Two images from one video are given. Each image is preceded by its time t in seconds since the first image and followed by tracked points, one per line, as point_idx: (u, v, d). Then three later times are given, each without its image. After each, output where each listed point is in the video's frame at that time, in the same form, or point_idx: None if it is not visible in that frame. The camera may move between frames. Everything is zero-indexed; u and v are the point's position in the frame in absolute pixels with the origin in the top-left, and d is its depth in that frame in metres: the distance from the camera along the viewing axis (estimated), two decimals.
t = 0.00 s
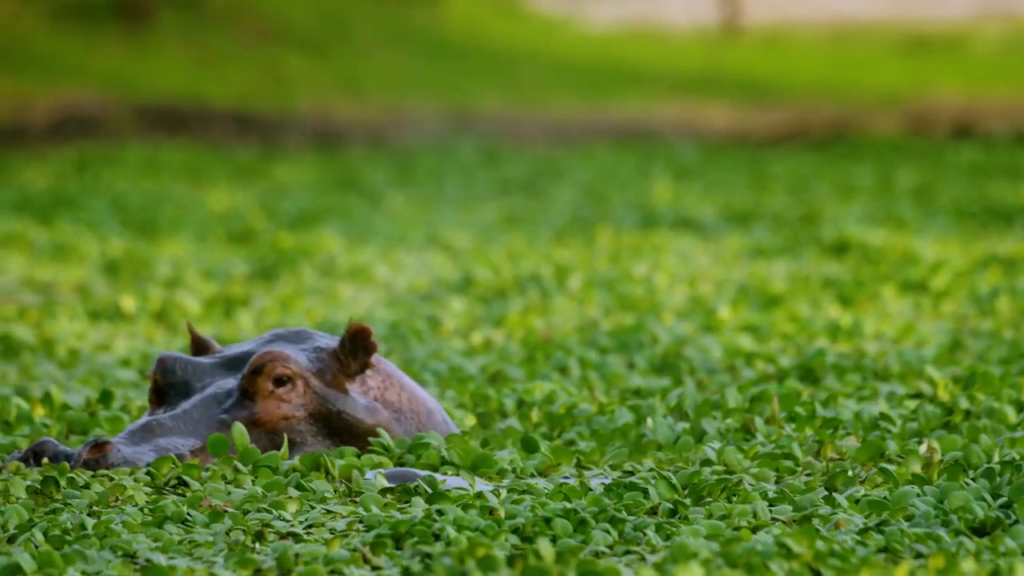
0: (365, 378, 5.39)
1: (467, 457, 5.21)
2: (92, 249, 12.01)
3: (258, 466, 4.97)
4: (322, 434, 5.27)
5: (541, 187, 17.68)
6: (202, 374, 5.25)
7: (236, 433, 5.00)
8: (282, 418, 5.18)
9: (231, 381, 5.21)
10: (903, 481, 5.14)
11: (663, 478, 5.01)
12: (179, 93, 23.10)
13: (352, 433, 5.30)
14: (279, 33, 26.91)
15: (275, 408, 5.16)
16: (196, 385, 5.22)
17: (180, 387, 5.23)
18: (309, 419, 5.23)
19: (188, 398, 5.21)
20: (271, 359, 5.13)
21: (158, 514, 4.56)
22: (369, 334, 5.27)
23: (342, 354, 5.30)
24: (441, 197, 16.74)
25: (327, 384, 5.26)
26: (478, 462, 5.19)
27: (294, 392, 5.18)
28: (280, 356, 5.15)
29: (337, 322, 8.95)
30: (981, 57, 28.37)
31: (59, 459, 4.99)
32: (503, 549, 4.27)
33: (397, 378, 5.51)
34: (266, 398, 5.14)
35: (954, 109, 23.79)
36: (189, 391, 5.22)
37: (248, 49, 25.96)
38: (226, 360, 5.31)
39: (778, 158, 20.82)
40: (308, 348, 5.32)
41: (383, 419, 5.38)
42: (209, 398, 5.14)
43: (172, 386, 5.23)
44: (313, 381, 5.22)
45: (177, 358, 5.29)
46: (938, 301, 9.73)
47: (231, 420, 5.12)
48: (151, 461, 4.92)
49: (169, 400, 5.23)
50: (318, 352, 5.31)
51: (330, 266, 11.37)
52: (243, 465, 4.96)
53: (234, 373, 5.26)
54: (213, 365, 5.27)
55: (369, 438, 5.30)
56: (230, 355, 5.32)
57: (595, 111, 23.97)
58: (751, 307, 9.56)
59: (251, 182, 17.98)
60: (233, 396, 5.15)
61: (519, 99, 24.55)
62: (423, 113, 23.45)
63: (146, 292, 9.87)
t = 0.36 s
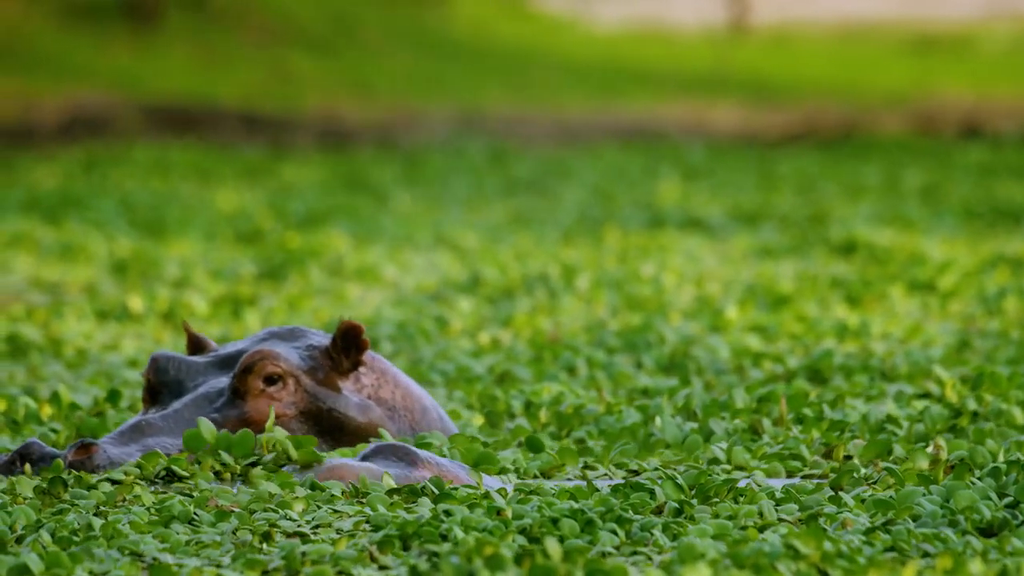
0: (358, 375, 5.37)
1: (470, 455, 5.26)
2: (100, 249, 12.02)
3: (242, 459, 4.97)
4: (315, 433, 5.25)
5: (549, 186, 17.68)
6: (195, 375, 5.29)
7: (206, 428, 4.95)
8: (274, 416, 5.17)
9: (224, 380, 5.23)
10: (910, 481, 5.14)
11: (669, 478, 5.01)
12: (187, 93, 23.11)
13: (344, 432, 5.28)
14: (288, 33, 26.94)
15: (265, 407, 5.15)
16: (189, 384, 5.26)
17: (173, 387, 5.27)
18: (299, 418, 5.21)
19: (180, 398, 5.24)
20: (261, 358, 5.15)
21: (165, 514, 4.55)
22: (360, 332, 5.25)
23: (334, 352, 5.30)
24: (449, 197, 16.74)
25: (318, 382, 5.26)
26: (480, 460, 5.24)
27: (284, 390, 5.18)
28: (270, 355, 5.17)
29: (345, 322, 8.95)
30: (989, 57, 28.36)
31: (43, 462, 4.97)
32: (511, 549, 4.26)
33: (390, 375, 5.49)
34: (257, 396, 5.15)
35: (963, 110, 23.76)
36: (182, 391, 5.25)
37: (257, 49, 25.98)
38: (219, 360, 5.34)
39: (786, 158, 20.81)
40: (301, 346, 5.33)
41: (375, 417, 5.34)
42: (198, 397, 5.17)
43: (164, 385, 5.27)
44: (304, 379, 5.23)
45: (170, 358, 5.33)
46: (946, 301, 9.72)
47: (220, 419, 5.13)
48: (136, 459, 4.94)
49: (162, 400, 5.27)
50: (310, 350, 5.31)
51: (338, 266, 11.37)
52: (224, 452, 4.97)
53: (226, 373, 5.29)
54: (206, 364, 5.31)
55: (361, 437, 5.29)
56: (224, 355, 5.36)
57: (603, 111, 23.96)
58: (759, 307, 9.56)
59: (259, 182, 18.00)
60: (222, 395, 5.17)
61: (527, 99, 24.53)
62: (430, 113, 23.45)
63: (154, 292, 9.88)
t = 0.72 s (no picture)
0: (359, 375, 5.37)
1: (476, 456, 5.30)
2: (110, 249, 12.05)
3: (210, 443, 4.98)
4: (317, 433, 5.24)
5: (559, 187, 17.70)
6: (197, 373, 5.36)
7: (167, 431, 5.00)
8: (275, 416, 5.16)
9: (224, 379, 5.28)
10: (918, 481, 5.14)
11: (678, 479, 5.00)
12: (198, 93, 23.17)
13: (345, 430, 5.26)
14: (299, 33, 26.99)
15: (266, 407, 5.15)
16: (190, 382, 5.34)
17: (174, 385, 5.35)
18: (301, 417, 5.21)
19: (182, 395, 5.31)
20: (262, 357, 5.17)
21: (174, 514, 4.56)
22: (362, 330, 5.27)
23: (337, 351, 5.32)
24: (459, 197, 16.77)
25: (319, 381, 5.27)
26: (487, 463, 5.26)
27: (286, 389, 5.18)
28: (272, 354, 5.19)
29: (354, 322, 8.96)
30: (1000, 57, 28.38)
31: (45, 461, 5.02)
32: (521, 548, 4.26)
33: (394, 375, 5.48)
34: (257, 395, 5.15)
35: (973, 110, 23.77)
36: (184, 389, 5.32)
37: (267, 49, 26.06)
38: (220, 358, 5.40)
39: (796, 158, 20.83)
40: (303, 345, 5.36)
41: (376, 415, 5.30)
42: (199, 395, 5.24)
43: (166, 383, 5.35)
44: (306, 379, 5.24)
45: (173, 356, 5.41)
46: (956, 301, 9.72)
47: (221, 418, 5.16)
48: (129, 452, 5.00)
49: (165, 397, 5.35)
50: (312, 350, 5.34)
51: (348, 266, 11.39)
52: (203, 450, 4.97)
53: (227, 371, 5.34)
54: (207, 362, 5.38)
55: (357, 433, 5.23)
56: (225, 354, 5.42)
57: (614, 111, 24.00)
58: (768, 307, 9.56)
59: (269, 182, 18.04)
60: (223, 393, 5.22)
61: (537, 99, 24.58)
62: (440, 113, 23.49)
63: (164, 292, 9.91)
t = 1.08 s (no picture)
0: (377, 374, 5.43)
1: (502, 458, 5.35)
2: (134, 249, 12.08)
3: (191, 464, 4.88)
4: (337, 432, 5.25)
5: (582, 187, 17.66)
6: (214, 374, 5.39)
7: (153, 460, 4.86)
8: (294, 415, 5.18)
9: (242, 379, 5.31)
10: (940, 481, 5.13)
11: (702, 478, 5.00)
12: (221, 93, 23.20)
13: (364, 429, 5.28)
14: (322, 33, 26.99)
15: (287, 406, 5.16)
16: (209, 383, 5.37)
17: (193, 386, 5.38)
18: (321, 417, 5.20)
19: (200, 396, 5.34)
20: (281, 358, 5.21)
21: (197, 512, 4.55)
22: (382, 330, 5.34)
23: (355, 351, 5.38)
24: (483, 197, 16.75)
25: (338, 381, 5.31)
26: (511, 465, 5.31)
27: (305, 390, 5.19)
28: (291, 355, 5.23)
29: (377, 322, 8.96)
30: None
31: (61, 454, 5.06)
32: (543, 548, 4.26)
33: (411, 373, 5.52)
34: (277, 397, 5.17)
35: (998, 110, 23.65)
36: (202, 390, 5.36)
37: (291, 49, 26.06)
38: (237, 359, 5.43)
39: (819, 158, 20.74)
40: (320, 344, 5.39)
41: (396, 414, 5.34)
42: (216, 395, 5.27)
43: (184, 385, 5.39)
44: (324, 378, 5.26)
45: (190, 358, 5.45)
46: (980, 301, 9.67)
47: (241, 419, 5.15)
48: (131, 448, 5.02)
49: (183, 400, 5.39)
50: (330, 349, 5.38)
51: (372, 266, 11.39)
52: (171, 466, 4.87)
53: (244, 372, 5.37)
54: (224, 364, 5.42)
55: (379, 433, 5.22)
56: (242, 354, 5.46)
57: (636, 111, 23.94)
58: (792, 307, 9.52)
59: (292, 182, 18.04)
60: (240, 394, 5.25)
61: (561, 99, 24.52)
62: (463, 113, 23.47)
63: (187, 292, 9.92)
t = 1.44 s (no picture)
0: (404, 365, 5.48)
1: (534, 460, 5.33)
2: (162, 249, 12.11)
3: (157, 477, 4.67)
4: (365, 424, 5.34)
5: (609, 187, 17.62)
6: (240, 370, 5.39)
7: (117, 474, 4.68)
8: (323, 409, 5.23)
9: (268, 374, 5.32)
10: (967, 483, 5.11)
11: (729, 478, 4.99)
12: (249, 93, 23.26)
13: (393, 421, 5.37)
14: (350, 33, 27.02)
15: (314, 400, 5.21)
16: (234, 380, 5.36)
17: (218, 382, 5.35)
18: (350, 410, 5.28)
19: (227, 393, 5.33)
20: (308, 352, 5.25)
21: (224, 512, 4.52)
22: (413, 323, 5.39)
23: (382, 342, 5.43)
24: (510, 197, 16.73)
25: (366, 372, 5.37)
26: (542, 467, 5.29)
27: (332, 383, 5.24)
28: (317, 348, 5.27)
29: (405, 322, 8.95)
30: None
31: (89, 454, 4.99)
32: (571, 549, 4.25)
33: (436, 364, 5.61)
34: (304, 389, 5.21)
35: None
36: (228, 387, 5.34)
37: (319, 49, 26.08)
38: (261, 354, 5.43)
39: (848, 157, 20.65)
40: (345, 337, 5.44)
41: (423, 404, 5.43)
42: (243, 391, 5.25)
43: (209, 381, 5.35)
44: (352, 371, 5.33)
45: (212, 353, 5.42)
46: (1008, 301, 9.61)
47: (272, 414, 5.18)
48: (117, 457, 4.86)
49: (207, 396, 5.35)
50: (356, 341, 5.44)
51: (399, 266, 11.39)
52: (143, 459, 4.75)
53: (270, 367, 5.38)
54: (248, 359, 5.42)
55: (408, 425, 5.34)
56: (265, 349, 5.46)
57: (664, 111, 23.89)
58: (819, 307, 9.48)
59: (319, 182, 18.07)
60: (268, 390, 5.25)
61: (589, 99, 24.48)
62: (490, 114, 23.45)
63: (215, 292, 9.95)
